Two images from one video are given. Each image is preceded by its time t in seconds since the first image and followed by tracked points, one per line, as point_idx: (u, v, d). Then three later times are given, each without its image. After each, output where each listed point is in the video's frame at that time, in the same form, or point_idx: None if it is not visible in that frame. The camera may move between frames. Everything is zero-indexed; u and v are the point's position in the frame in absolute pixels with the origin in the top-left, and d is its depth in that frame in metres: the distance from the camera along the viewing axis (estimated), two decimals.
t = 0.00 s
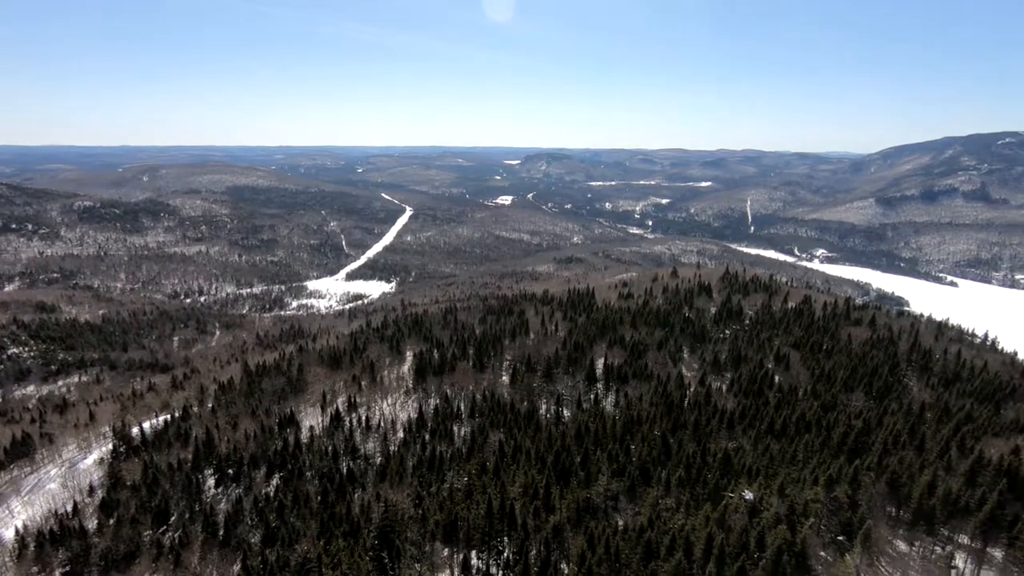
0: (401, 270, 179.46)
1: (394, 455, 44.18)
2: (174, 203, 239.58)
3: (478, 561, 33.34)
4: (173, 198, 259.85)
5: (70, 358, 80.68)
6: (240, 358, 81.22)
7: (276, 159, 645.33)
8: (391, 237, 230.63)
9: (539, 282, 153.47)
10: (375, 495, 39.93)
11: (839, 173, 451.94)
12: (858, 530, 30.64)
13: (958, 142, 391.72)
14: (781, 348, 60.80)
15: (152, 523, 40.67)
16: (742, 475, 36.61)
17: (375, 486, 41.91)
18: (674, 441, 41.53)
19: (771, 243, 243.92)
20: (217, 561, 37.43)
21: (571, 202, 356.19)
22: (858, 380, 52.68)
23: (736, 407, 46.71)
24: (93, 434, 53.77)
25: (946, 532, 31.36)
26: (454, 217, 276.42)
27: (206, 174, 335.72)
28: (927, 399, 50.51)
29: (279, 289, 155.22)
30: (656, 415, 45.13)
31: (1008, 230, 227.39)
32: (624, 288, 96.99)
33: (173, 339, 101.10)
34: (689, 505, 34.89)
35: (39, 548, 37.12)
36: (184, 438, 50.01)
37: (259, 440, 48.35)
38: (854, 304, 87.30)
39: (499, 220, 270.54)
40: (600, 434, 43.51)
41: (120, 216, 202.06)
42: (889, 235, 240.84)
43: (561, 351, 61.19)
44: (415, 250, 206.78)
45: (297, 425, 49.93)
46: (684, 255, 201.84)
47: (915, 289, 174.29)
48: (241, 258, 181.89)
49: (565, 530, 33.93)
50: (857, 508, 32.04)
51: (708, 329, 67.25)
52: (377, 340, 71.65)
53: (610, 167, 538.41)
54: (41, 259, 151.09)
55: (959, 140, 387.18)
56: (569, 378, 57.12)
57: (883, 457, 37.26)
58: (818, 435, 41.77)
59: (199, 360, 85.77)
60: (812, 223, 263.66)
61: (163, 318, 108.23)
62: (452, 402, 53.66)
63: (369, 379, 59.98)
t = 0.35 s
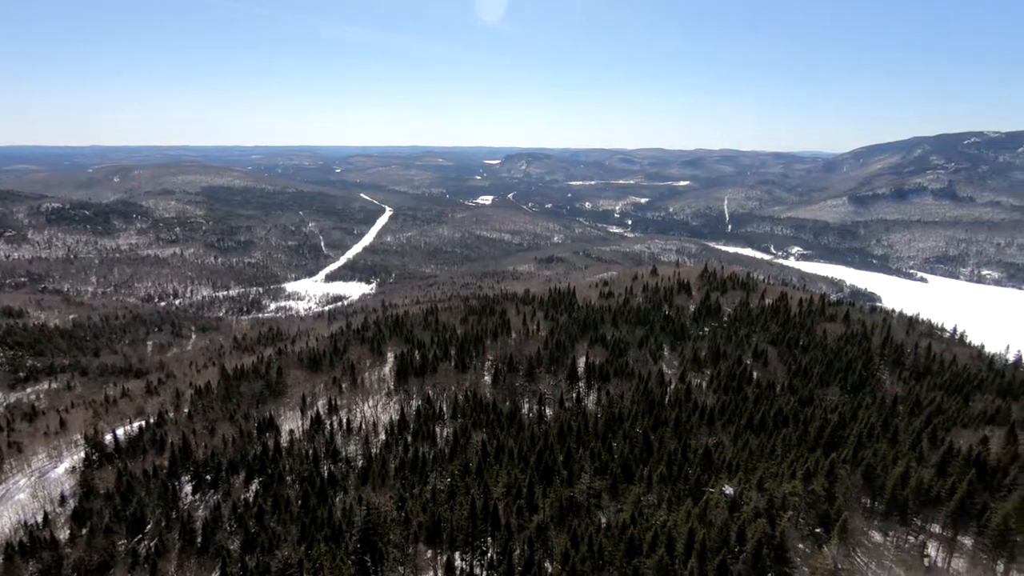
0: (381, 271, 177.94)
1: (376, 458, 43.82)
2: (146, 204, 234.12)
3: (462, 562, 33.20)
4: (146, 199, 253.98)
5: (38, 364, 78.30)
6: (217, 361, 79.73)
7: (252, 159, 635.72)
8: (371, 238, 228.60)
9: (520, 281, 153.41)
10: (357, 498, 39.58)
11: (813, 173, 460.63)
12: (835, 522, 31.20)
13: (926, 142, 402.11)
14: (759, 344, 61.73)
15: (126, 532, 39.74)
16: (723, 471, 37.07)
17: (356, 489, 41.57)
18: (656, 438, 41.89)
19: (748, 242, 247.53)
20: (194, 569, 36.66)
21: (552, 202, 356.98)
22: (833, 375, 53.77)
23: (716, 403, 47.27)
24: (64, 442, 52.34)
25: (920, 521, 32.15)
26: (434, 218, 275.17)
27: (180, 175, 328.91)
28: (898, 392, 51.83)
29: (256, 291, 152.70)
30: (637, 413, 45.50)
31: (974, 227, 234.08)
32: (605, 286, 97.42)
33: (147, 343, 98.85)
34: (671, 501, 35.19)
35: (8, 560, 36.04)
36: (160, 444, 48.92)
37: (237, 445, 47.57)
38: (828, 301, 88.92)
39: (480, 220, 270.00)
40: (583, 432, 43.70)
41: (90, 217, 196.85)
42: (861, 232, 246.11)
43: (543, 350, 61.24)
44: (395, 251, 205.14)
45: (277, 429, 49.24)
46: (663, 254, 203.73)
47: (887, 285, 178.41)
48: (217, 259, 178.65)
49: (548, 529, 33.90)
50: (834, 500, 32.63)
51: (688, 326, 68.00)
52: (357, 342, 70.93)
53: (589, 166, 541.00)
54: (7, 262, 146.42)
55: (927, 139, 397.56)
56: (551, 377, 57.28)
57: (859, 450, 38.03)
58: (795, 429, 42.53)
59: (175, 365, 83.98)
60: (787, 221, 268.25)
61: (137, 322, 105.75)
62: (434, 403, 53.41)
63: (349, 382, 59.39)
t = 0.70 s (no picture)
0: (361, 272, 176.49)
1: (357, 460, 43.50)
2: (118, 206, 228.58)
3: (445, 563, 33.06)
4: (117, 200, 248.09)
5: (5, 371, 75.99)
6: (193, 365, 78.27)
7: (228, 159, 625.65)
8: (350, 239, 226.49)
9: (501, 281, 153.35)
10: (338, 501, 39.24)
11: (788, 172, 468.97)
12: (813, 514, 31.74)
13: (895, 142, 412.11)
14: (737, 341, 62.64)
15: (100, 541, 38.81)
16: (703, 466, 37.57)
17: (338, 493, 41.27)
18: (637, 435, 42.22)
19: (725, 240, 251.05)
20: None
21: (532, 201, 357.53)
22: (809, 370, 54.84)
23: (695, 400, 47.86)
24: (34, 450, 50.87)
25: (892, 512, 33.14)
26: (414, 218, 273.52)
27: (152, 175, 321.78)
28: (871, 386, 53.09)
29: (233, 294, 150.26)
30: (618, 411, 45.89)
31: (942, 225, 240.72)
32: (586, 286, 97.96)
33: (120, 347, 96.59)
34: (653, 498, 35.52)
35: None
36: (134, 450, 47.82)
37: (215, 450, 46.80)
38: (804, 297, 90.60)
39: (460, 220, 269.32)
40: (565, 430, 43.95)
41: (58, 219, 191.54)
42: (835, 230, 251.16)
43: (525, 349, 61.28)
44: (375, 251, 203.57)
45: (256, 433, 48.51)
46: (643, 252, 205.43)
47: (860, 282, 182.50)
48: (192, 261, 175.34)
49: (532, 528, 33.95)
50: (811, 493, 33.17)
51: (667, 324, 68.75)
52: (337, 344, 70.19)
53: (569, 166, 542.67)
54: None
55: (897, 139, 407.48)
56: (533, 376, 57.40)
57: (834, 444, 38.88)
58: (773, 424, 43.29)
59: (149, 369, 82.21)
60: (763, 220, 272.68)
61: (109, 326, 103.29)
62: (416, 404, 53.11)
63: (330, 384, 58.75)
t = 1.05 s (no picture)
0: (341, 273, 174.69)
1: (338, 463, 43.02)
2: (87, 207, 222.63)
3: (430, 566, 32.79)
4: (87, 201, 241.64)
5: None
6: (169, 370, 76.52)
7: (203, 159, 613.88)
8: (329, 239, 224.04)
9: (483, 281, 153.12)
10: (319, 505, 38.78)
11: (763, 171, 476.90)
12: (791, 507, 32.35)
13: (866, 142, 421.93)
14: (716, 338, 63.46)
15: (72, 552, 37.80)
16: (684, 463, 37.94)
17: (319, 497, 40.79)
18: (619, 433, 42.51)
19: (704, 239, 254.20)
20: None
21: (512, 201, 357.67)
22: (786, 366, 55.81)
23: (676, 397, 48.35)
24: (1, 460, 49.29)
25: (868, 503, 33.86)
26: (393, 218, 271.59)
27: (124, 175, 314.27)
28: (845, 380, 54.29)
29: (209, 296, 147.51)
30: (600, 409, 46.19)
31: (912, 223, 247.30)
32: (567, 285, 98.30)
33: (92, 352, 94.06)
34: (635, 494, 35.77)
35: None
36: (108, 458, 46.69)
37: (191, 456, 45.88)
38: (780, 294, 92.15)
39: (441, 220, 268.25)
40: (547, 429, 44.04)
41: (25, 221, 185.94)
42: (809, 228, 256.23)
43: (507, 349, 61.28)
44: (354, 252, 201.65)
45: (233, 437, 47.71)
46: (623, 251, 207.00)
47: (835, 279, 186.35)
48: (166, 264, 171.64)
49: (515, 528, 33.96)
50: (790, 486, 33.71)
51: (647, 322, 69.40)
52: (317, 346, 69.33)
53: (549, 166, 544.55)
54: None
55: (867, 138, 417.10)
56: (515, 376, 57.37)
57: (811, 437, 39.61)
58: (752, 420, 43.91)
59: (123, 374, 80.20)
60: (740, 219, 276.91)
61: (80, 331, 100.51)
62: (397, 406, 52.80)
63: (309, 387, 58.05)
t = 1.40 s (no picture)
0: (320, 274, 172.73)
1: (319, 467, 42.62)
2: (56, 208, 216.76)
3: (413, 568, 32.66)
4: (55, 203, 235.09)
5: None
6: (143, 375, 74.78)
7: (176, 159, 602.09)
8: (307, 240, 221.29)
9: (464, 281, 152.65)
10: (300, 510, 38.36)
11: (740, 170, 483.94)
12: (769, 501, 32.90)
13: (839, 142, 430.88)
14: (695, 336, 64.21)
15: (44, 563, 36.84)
16: (665, 459, 38.37)
17: (300, 501, 40.37)
18: (601, 431, 42.82)
19: (682, 237, 256.98)
20: None
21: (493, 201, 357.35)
22: (763, 362, 56.74)
23: (656, 394, 48.79)
24: None
25: (843, 496, 34.68)
26: (373, 219, 269.29)
27: (94, 176, 306.26)
28: (821, 374, 55.43)
29: (184, 299, 144.70)
30: (582, 408, 46.46)
31: (883, 220, 253.27)
32: (548, 284, 98.55)
33: (62, 358, 91.56)
34: (618, 492, 36.07)
35: None
36: (80, 466, 45.61)
37: (167, 462, 45.01)
38: (757, 292, 93.57)
39: (421, 220, 266.86)
40: (530, 428, 44.13)
41: None
42: (785, 226, 260.70)
43: (488, 349, 61.24)
44: (333, 253, 199.47)
45: (211, 443, 46.91)
46: (603, 250, 208.15)
47: (810, 276, 189.87)
48: (140, 266, 167.85)
49: (499, 528, 33.90)
50: (768, 481, 34.27)
51: (628, 320, 69.93)
52: (296, 349, 68.47)
53: (529, 165, 545.17)
54: None
55: (840, 138, 425.92)
56: (497, 375, 57.31)
57: (789, 432, 40.35)
58: (731, 415, 44.55)
59: (95, 380, 78.17)
60: (718, 217, 280.64)
61: (49, 337, 97.77)
62: (379, 408, 52.45)
63: (289, 390, 57.33)
